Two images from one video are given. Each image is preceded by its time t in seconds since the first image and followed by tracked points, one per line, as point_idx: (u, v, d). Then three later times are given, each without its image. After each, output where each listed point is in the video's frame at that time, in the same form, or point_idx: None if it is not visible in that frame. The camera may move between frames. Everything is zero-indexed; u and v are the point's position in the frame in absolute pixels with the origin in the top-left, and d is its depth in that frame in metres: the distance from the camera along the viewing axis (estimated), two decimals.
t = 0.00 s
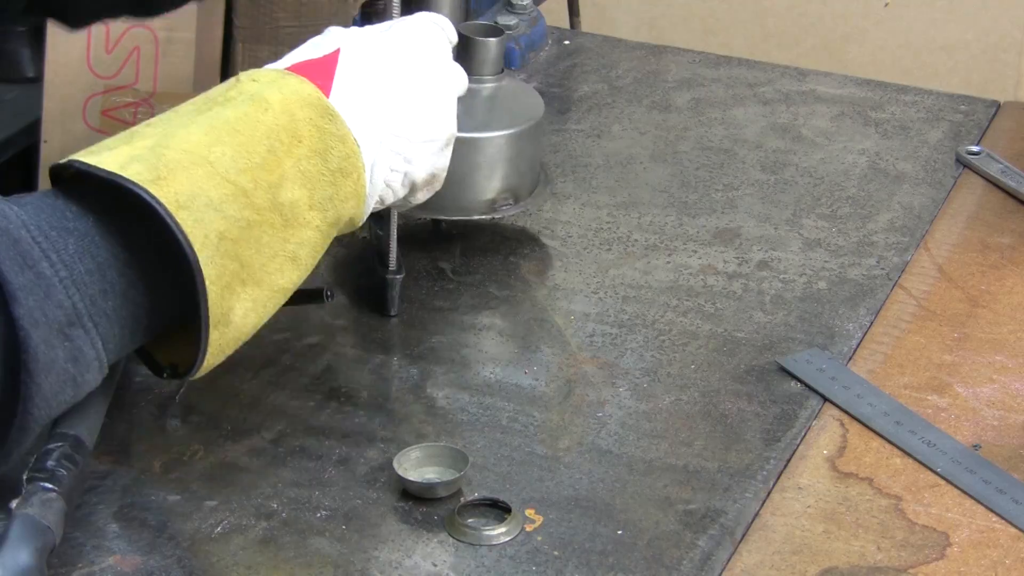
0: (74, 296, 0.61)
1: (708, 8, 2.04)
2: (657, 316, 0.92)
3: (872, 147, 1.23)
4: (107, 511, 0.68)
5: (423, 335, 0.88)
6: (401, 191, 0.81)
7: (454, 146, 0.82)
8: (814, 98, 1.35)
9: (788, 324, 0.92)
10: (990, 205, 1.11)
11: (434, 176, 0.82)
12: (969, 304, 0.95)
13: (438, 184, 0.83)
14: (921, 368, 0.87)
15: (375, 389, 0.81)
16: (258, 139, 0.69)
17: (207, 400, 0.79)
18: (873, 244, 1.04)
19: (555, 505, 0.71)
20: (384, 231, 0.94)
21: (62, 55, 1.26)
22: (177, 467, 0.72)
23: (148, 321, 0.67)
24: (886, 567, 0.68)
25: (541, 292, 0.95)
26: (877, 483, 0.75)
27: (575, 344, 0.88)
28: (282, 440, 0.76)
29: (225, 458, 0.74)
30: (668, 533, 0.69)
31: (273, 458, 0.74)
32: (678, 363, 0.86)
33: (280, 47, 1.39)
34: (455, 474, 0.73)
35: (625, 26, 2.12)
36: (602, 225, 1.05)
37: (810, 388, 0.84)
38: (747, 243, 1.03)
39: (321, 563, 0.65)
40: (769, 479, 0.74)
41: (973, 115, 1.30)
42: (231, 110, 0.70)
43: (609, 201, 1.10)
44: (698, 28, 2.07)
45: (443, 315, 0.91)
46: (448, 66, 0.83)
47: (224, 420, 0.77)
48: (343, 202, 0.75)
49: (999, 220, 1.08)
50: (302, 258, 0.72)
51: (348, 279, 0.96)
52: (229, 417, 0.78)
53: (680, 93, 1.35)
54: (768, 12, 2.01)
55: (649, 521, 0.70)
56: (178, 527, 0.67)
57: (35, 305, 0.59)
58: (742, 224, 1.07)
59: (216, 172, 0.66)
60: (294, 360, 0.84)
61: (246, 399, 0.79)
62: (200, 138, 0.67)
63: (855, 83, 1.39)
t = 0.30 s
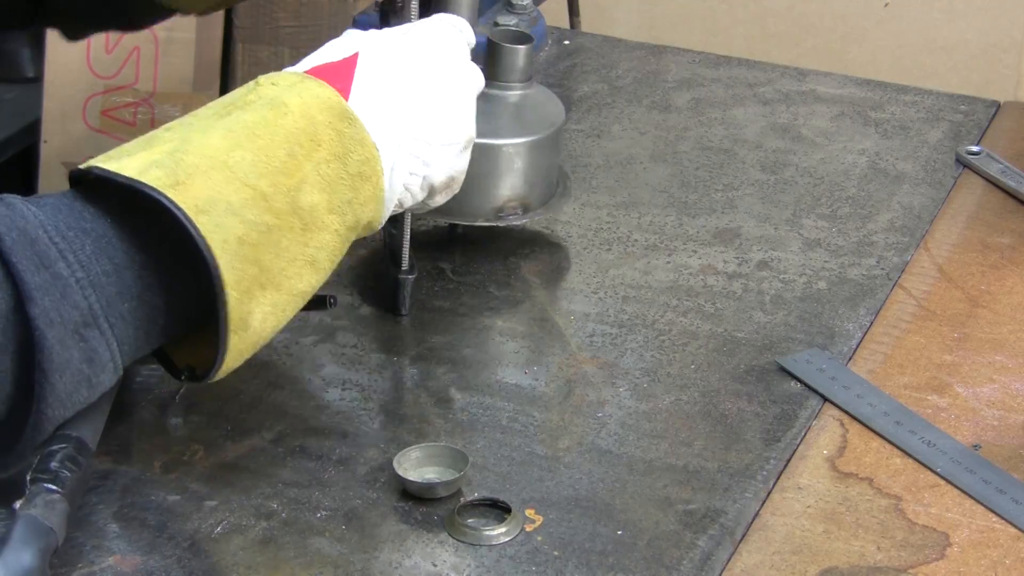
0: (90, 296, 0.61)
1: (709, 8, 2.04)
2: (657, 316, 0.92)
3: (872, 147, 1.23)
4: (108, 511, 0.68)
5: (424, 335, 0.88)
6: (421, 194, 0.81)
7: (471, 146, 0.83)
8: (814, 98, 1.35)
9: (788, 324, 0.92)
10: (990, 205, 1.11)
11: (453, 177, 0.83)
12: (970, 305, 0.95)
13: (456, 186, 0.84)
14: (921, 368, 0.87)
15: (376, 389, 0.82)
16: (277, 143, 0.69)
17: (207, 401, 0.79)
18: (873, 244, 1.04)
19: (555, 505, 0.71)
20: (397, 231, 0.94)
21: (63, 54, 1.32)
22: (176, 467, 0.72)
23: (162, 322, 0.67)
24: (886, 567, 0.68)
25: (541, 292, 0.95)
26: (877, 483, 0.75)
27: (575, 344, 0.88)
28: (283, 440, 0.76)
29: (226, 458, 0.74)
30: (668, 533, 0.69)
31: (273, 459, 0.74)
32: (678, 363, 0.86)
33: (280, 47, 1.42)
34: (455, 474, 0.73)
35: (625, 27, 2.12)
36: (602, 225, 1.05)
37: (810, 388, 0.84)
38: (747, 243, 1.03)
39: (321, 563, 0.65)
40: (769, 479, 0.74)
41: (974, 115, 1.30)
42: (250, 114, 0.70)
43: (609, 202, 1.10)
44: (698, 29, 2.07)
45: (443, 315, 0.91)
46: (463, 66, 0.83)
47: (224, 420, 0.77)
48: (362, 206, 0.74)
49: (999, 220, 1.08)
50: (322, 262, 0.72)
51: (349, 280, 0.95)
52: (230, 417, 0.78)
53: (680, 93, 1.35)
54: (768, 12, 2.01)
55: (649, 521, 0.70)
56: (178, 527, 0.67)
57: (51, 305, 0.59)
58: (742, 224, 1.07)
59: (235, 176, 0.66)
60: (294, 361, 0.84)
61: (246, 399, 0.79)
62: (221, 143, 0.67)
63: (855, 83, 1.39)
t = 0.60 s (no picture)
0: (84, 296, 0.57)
1: (709, 9, 2.04)
2: (657, 316, 0.92)
3: (872, 147, 1.23)
4: (107, 511, 0.68)
5: (423, 335, 0.88)
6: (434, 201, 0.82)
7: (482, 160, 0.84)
8: (814, 98, 1.35)
9: (788, 324, 0.92)
10: (990, 205, 1.11)
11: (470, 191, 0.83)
12: (970, 305, 0.95)
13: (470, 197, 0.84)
14: (921, 368, 0.87)
15: (376, 389, 0.81)
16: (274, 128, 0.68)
17: (206, 401, 0.79)
18: (873, 244, 1.04)
19: (555, 505, 0.71)
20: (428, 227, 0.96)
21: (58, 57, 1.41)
22: (176, 467, 0.72)
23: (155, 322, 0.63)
24: (886, 567, 0.68)
25: (541, 292, 0.95)
26: (877, 483, 0.75)
27: (575, 344, 0.88)
28: (282, 440, 0.76)
29: (225, 458, 0.74)
30: (668, 533, 0.69)
31: (272, 458, 0.74)
32: (678, 363, 0.86)
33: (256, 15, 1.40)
34: (455, 474, 0.72)
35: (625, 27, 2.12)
36: (602, 225, 1.05)
37: (810, 388, 0.84)
38: (747, 243, 1.03)
39: (320, 563, 0.65)
40: (769, 479, 0.74)
41: (974, 115, 1.30)
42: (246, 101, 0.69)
43: (609, 202, 1.10)
44: (698, 28, 2.07)
45: (443, 315, 0.91)
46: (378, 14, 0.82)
47: (224, 421, 0.77)
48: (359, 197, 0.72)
49: (999, 220, 1.08)
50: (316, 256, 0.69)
51: (348, 280, 0.95)
52: (229, 417, 0.78)
53: (680, 93, 1.35)
54: (769, 12, 2.01)
55: (649, 521, 0.70)
56: (178, 527, 0.67)
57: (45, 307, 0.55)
58: (742, 224, 1.07)
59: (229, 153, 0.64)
60: (293, 361, 0.84)
61: (246, 399, 0.79)
62: (68, 46, 0.66)
63: (854, 83, 1.39)
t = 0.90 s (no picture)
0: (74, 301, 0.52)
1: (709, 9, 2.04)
2: (657, 316, 0.92)
3: (872, 147, 1.23)
4: (107, 511, 0.68)
5: (423, 335, 0.88)
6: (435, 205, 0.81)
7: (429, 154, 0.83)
8: (814, 98, 1.35)
9: (788, 324, 0.92)
10: (989, 205, 1.11)
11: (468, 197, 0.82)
12: (969, 305, 0.95)
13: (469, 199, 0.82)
14: (920, 368, 0.87)
15: (376, 389, 0.81)
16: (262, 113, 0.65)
17: (206, 401, 0.79)
18: (873, 244, 1.04)
19: (555, 505, 0.71)
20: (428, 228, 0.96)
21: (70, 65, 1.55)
22: (176, 467, 0.72)
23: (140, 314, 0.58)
24: (886, 567, 0.68)
25: (541, 291, 0.95)
26: (877, 483, 0.75)
27: (575, 344, 0.88)
28: (281, 439, 0.76)
29: (225, 458, 0.73)
30: (668, 533, 0.69)
31: (272, 458, 0.74)
32: (678, 363, 0.86)
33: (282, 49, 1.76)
34: (455, 474, 0.72)
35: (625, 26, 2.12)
36: (602, 225, 1.05)
37: (810, 388, 0.84)
38: (747, 243, 1.03)
39: (320, 563, 0.65)
40: (769, 479, 0.74)
41: (974, 115, 1.30)
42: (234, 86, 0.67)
43: (609, 202, 1.10)
44: (698, 28, 2.07)
45: (443, 315, 0.91)
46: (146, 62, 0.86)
47: (224, 420, 0.77)
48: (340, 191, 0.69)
49: (998, 220, 1.08)
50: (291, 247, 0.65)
51: (348, 279, 0.95)
52: (229, 417, 0.77)
53: (680, 93, 1.35)
54: (769, 12, 2.01)
55: (649, 521, 0.70)
56: (178, 527, 0.67)
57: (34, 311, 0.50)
58: (741, 224, 1.07)
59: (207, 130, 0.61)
60: (293, 361, 0.84)
61: (246, 399, 0.79)
62: None
63: (854, 83, 1.39)
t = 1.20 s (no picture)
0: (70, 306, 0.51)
1: (709, 9, 2.04)
2: (657, 316, 0.92)
3: (872, 147, 1.23)
4: (107, 511, 0.68)
5: (423, 335, 0.88)
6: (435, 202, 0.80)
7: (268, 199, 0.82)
8: (814, 98, 1.34)
9: (788, 324, 0.92)
10: (989, 205, 1.11)
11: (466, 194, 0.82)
12: (969, 305, 0.95)
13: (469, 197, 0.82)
14: (921, 368, 0.87)
15: (376, 389, 0.81)
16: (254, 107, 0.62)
17: (206, 401, 0.79)
18: (873, 244, 1.04)
19: (555, 505, 0.71)
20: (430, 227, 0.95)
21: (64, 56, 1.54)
22: (176, 467, 0.72)
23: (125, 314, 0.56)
24: (886, 567, 0.68)
25: (541, 291, 0.95)
26: (877, 483, 0.75)
27: (575, 344, 0.88)
28: (282, 439, 0.76)
29: (225, 458, 0.74)
30: (668, 533, 0.69)
31: (272, 458, 0.74)
32: (678, 363, 0.86)
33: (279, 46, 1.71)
34: (455, 474, 0.72)
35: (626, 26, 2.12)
36: (602, 225, 1.05)
37: (810, 388, 0.84)
38: (748, 243, 1.03)
39: (320, 563, 0.65)
40: (769, 479, 0.74)
41: (974, 115, 1.30)
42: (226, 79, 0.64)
43: (609, 202, 1.10)
44: (698, 28, 2.07)
45: (443, 315, 0.91)
46: None
47: (224, 420, 0.77)
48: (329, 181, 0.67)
49: (999, 220, 1.08)
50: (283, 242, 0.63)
51: (348, 279, 0.95)
52: (229, 416, 0.77)
53: (680, 93, 1.35)
54: (769, 13, 2.01)
55: (649, 521, 0.70)
56: (178, 527, 0.67)
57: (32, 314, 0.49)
58: (741, 224, 1.07)
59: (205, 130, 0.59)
60: (294, 361, 0.84)
61: (246, 399, 0.79)
62: None
63: (854, 83, 1.39)
